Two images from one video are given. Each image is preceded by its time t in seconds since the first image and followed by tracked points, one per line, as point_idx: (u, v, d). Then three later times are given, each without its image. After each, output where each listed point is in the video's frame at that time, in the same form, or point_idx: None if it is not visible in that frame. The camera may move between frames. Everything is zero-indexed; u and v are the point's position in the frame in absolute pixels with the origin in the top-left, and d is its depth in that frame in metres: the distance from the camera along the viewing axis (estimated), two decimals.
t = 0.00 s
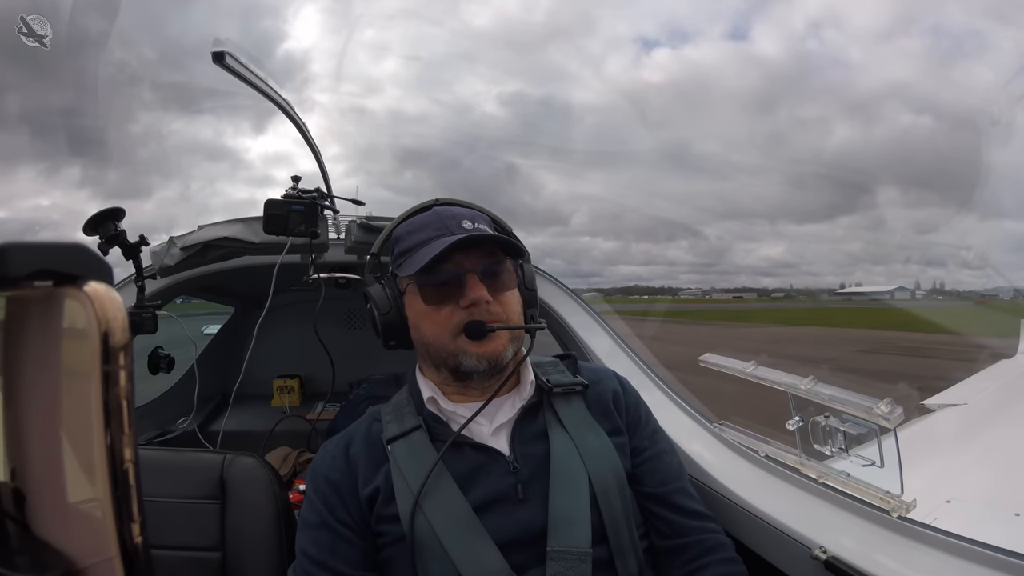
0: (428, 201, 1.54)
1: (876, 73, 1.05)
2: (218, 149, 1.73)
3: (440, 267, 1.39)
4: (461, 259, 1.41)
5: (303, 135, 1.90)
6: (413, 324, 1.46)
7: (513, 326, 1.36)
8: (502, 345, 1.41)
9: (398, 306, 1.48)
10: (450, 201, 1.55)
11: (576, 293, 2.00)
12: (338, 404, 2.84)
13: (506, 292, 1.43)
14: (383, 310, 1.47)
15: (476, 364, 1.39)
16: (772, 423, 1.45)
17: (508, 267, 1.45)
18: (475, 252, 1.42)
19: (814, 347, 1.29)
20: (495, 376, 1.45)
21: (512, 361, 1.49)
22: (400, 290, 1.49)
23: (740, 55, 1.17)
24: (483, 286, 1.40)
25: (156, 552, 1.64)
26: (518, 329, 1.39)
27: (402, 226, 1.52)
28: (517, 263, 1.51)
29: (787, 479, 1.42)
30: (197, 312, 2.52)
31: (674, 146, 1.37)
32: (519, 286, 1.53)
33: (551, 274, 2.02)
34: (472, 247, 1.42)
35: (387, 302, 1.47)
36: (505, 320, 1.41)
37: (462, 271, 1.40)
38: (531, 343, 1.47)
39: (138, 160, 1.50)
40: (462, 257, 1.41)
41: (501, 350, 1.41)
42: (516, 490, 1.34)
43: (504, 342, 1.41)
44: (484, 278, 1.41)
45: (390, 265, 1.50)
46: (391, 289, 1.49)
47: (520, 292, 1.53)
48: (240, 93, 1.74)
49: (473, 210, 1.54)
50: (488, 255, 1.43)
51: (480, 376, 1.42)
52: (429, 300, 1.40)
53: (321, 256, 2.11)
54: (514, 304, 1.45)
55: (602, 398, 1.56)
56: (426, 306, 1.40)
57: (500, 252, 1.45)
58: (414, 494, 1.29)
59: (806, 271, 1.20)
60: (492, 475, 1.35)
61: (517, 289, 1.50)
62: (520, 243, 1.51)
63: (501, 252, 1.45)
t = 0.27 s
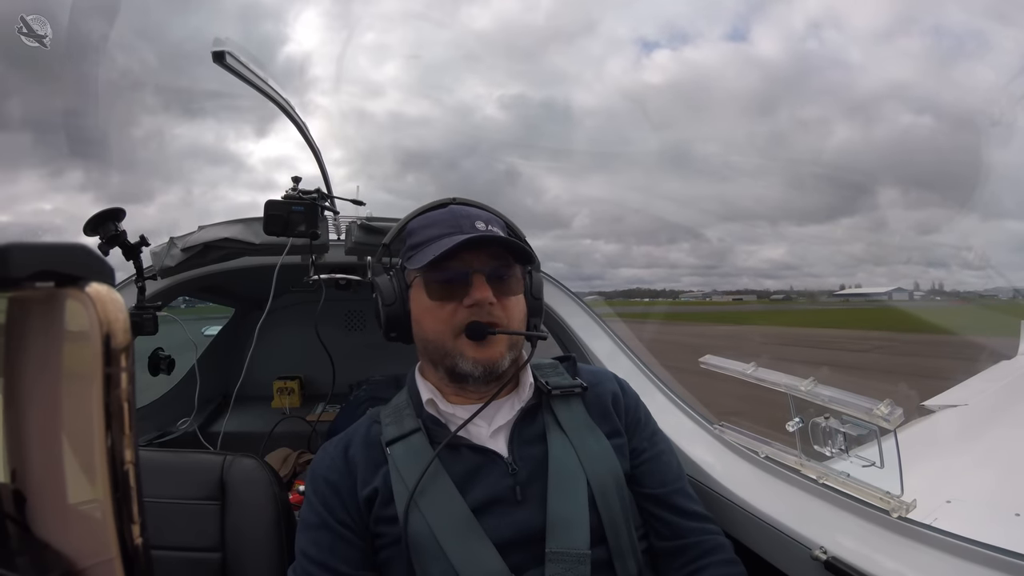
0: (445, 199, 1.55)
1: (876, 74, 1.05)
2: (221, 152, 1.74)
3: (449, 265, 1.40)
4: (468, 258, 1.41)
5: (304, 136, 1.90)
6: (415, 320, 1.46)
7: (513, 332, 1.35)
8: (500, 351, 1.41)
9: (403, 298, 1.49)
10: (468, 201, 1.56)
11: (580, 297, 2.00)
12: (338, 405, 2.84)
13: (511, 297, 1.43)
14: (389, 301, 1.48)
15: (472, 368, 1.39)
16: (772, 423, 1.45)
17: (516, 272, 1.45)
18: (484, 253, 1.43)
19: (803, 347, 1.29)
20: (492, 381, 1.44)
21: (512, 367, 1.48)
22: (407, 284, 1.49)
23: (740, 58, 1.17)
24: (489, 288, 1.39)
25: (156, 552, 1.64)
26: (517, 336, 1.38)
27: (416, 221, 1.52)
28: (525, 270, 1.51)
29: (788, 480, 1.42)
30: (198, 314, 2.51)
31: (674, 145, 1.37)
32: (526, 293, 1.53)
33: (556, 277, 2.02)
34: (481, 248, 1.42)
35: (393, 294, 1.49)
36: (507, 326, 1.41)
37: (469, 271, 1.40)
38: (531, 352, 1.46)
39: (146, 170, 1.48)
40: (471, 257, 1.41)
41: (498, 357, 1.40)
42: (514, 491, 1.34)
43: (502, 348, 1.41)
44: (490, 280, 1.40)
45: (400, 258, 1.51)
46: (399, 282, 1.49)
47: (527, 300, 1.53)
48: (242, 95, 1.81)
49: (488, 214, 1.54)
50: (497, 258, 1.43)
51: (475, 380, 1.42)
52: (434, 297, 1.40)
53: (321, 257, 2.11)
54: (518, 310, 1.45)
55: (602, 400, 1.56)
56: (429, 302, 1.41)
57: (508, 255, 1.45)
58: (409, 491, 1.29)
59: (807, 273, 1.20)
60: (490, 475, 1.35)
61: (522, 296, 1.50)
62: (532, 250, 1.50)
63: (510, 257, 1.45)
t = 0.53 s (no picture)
0: (462, 196, 1.54)
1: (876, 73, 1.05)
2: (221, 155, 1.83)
3: (454, 259, 1.40)
4: (472, 255, 1.42)
5: (304, 136, 1.90)
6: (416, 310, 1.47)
7: (509, 331, 1.35)
8: (493, 349, 1.40)
9: (409, 288, 1.51)
10: (485, 201, 1.54)
11: (578, 293, 2.02)
12: (337, 403, 2.83)
13: (512, 297, 1.42)
14: (395, 289, 1.51)
15: (464, 361, 1.39)
16: (773, 422, 1.45)
17: (523, 274, 1.45)
18: (491, 252, 1.43)
19: (809, 346, 1.29)
20: (485, 379, 1.44)
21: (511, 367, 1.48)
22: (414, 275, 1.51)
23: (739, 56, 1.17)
24: (489, 286, 1.39)
25: (155, 551, 1.64)
26: (512, 335, 1.37)
27: (429, 216, 1.52)
28: (531, 273, 1.50)
29: (787, 478, 1.42)
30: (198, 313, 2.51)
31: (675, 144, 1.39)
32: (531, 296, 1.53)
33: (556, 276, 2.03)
34: (486, 247, 1.42)
35: (399, 282, 1.50)
36: (505, 325, 1.40)
37: (472, 267, 1.40)
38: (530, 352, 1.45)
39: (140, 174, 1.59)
40: (475, 253, 1.42)
41: (491, 352, 1.40)
42: (514, 491, 1.34)
43: (496, 346, 1.40)
44: (492, 279, 1.40)
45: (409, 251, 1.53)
46: (407, 271, 1.51)
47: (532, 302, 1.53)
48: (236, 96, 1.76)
49: (500, 213, 1.53)
50: (503, 257, 1.43)
51: (468, 374, 1.41)
52: (436, 290, 1.40)
53: (322, 256, 2.11)
54: (519, 310, 1.44)
55: (604, 400, 1.56)
56: (430, 294, 1.41)
57: (513, 256, 1.44)
58: (406, 484, 1.30)
59: (809, 272, 1.20)
60: (490, 475, 1.35)
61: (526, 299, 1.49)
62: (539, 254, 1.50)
63: (517, 257, 1.45)
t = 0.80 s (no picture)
0: (463, 197, 1.54)
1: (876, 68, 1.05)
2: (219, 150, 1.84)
3: (457, 263, 1.40)
4: (476, 259, 1.41)
5: (303, 135, 1.90)
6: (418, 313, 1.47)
7: (513, 336, 1.35)
8: (497, 355, 1.40)
9: (409, 291, 1.51)
10: (485, 201, 1.55)
11: (574, 291, 2.03)
12: (338, 404, 2.84)
13: (516, 301, 1.43)
14: (395, 292, 1.49)
15: (469, 367, 1.39)
16: (773, 422, 1.45)
17: (525, 278, 1.45)
18: (493, 255, 1.42)
19: (807, 346, 1.27)
20: (488, 384, 1.44)
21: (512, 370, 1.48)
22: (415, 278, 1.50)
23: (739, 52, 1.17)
24: (493, 290, 1.39)
25: (155, 552, 1.64)
26: (517, 340, 1.37)
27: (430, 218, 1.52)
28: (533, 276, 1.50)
29: (787, 479, 1.42)
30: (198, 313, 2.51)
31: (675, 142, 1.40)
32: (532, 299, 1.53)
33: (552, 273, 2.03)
34: (489, 250, 1.42)
35: (400, 285, 1.50)
36: (508, 329, 1.40)
37: (475, 271, 1.40)
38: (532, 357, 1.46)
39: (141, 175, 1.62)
40: (478, 257, 1.41)
41: (496, 358, 1.40)
42: (516, 493, 1.34)
43: (500, 351, 1.40)
44: (495, 283, 1.40)
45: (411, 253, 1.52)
46: (407, 274, 1.51)
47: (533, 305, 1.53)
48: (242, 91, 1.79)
49: (502, 216, 1.54)
50: (505, 261, 1.43)
51: (473, 380, 1.41)
52: (439, 294, 1.40)
53: (321, 257, 2.11)
54: (521, 314, 1.44)
55: (604, 401, 1.56)
56: (433, 298, 1.41)
57: (516, 260, 1.45)
58: (407, 485, 1.30)
59: (809, 268, 1.19)
60: (491, 477, 1.35)
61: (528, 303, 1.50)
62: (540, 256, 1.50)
63: (519, 260, 1.45)
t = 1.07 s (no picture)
0: (459, 197, 1.55)
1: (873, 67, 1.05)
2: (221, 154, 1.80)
3: (456, 260, 1.40)
4: (475, 256, 1.41)
5: (305, 134, 1.90)
6: (418, 313, 1.47)
7: (514, 331, 1.35)
8: (500, 350, 1.40)
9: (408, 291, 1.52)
10: (480, 201, 1.56)
11: (575, 292, 2.03)
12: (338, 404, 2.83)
13: (515, 297, 1.43)
14: (394, 292, 1.51)
15: (471, 363, 1.39)
16: (773, 422, 1.45)
17: (523, 273, 1.45)
18: (492, 252, 1.43)
19: (810, 346, 1.27)
20: (490, 380, 1.44)
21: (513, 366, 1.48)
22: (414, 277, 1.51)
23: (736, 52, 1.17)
24: (493, 286, 1.40)
25: (156, 553, 1.64)
26: (518, 335, 1.38)
27: (427, 217, 1.53)
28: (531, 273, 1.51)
29: (787, 478, 1.43)
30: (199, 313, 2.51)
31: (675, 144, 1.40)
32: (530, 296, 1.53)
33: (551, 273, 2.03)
34: (488, 247, 1.42)
35: (399, 286, 1.51)
36: (509, 325, 1.41)
37: (475, 268, 1.40)
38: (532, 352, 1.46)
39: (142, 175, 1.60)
40: (477, 254, 1.41)
41: (498, 354, 1.40)
42: (517, 493, 1.34)
43: (502, 346, 1.40)
44: (495, 279, 1.41)
45: (409, 253, 1.52)
46: (405, 274, 1.52)
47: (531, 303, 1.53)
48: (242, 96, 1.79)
49: (498, 215, 1.54)
50: (504, 257, 1.43)
51: (475, 377, 1.41)
52: (439, 292, 1.40)
53: (321, 256, 2.11)
54: (521, 310, 1.45)
55: (604, 401, 1.56)
56: (433, 296, 1.41)
57: (515, 256, 1.45)
58: (410, 490, 1.30)
59: (808, 267, 1.19)
60: (492, 477, 1.35)
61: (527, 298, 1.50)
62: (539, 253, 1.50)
63: (517, 257, 1.45)
